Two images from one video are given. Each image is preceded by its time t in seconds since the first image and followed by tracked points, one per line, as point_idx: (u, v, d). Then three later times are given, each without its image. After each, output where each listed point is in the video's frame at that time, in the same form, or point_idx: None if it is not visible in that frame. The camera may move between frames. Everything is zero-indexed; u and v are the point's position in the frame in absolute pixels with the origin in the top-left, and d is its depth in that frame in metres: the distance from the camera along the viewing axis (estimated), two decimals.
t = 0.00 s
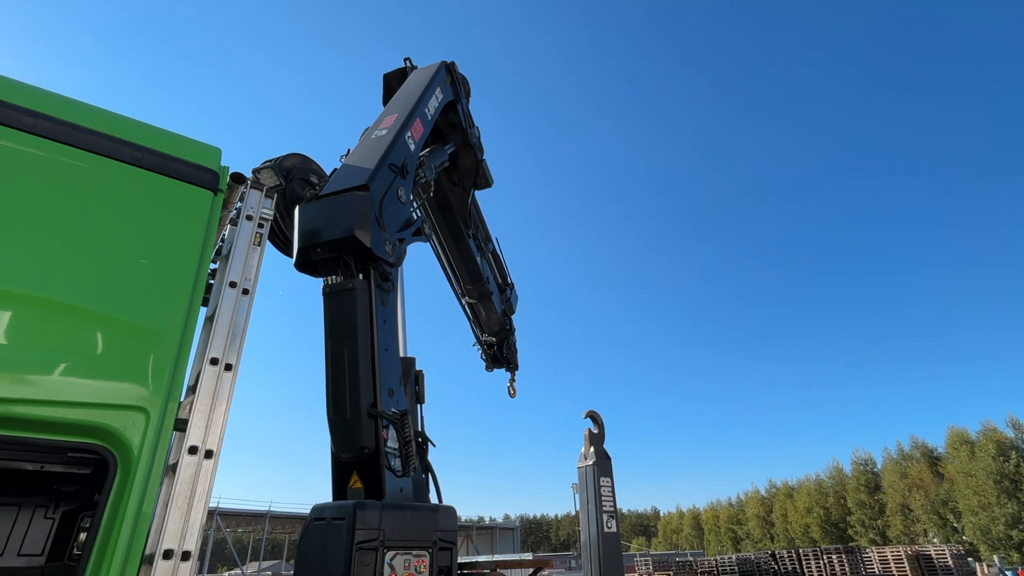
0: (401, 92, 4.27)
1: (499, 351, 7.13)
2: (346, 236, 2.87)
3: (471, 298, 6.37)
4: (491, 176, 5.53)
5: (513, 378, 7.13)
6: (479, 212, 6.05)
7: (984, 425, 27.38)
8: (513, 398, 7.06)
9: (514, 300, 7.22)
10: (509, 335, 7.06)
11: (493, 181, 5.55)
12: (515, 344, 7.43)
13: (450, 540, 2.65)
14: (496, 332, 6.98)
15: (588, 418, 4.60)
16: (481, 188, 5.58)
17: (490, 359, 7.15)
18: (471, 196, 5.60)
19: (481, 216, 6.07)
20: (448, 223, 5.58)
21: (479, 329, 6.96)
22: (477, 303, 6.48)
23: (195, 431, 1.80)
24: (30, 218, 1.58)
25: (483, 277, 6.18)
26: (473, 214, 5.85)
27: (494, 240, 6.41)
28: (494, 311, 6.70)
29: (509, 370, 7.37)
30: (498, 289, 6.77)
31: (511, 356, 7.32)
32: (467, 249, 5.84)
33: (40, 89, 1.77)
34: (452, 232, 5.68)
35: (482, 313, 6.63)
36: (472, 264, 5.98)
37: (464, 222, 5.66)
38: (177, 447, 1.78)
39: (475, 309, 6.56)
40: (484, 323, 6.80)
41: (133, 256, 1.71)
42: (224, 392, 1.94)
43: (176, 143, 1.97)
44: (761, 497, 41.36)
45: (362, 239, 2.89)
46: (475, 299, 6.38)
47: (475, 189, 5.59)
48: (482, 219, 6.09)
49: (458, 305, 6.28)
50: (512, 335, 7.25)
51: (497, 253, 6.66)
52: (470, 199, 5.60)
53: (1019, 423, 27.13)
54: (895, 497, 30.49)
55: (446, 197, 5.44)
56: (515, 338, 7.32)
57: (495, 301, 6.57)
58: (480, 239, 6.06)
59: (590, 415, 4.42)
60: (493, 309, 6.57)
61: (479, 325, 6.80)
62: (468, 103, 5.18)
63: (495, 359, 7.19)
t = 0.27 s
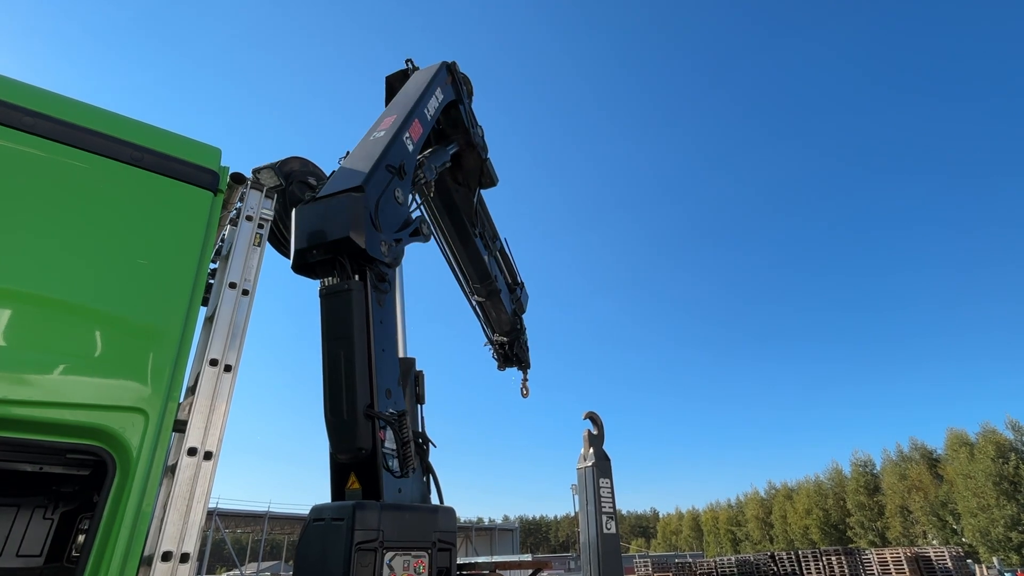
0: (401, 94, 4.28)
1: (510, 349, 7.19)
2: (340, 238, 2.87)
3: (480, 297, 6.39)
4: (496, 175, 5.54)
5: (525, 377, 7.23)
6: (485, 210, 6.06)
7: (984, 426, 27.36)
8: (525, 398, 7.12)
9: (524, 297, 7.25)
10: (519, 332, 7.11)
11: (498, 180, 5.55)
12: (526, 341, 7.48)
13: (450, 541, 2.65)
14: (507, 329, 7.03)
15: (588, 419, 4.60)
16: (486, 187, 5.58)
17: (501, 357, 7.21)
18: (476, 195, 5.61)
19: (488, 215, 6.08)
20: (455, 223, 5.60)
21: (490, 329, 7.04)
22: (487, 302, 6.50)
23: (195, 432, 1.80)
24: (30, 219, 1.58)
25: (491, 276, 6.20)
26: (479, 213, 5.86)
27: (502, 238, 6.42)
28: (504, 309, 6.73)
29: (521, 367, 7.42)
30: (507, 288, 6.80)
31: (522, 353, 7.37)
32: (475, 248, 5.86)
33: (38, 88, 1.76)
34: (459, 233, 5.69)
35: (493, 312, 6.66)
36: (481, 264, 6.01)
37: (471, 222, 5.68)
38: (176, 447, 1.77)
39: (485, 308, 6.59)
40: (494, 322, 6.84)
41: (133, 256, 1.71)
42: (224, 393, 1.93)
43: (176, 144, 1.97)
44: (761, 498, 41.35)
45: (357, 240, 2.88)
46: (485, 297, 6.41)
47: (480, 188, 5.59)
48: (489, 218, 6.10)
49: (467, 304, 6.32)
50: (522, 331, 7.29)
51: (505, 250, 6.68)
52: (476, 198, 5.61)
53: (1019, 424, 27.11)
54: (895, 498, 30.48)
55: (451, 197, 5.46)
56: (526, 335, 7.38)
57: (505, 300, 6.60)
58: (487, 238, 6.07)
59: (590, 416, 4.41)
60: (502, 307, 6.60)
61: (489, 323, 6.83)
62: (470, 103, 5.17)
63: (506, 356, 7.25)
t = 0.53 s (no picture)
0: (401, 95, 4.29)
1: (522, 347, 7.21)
2: (333, 240, 2.87)
3: (491, 296, 6.40)
4: (501, 172, 5.54)
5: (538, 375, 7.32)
6: (492, 209, 6.07)
7: (983, 428, 27.37)
8: (541, 395, 7.17)
9: (534, 295, 7.25)
10: (531, 330, 7.13)
11: (503, 178, 5.56)
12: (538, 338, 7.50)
13: (449, 542, 2.65)
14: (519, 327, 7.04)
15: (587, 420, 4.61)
16: (492, 185, 5.59)
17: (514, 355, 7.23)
18: (482, 194, 5.62)
19: (494, 213, 6.09)
20: (463, 223, 5.61)
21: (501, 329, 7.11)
22: (497, 301, 6.52)
23: (194, 432, 1.80)
24: (31, 220, 1.58)
25: (500, 274, 6.20)
26: (486, 212, 5.87)
27: (510, 236, 6.42)
28: (515, 306, 6.75)
29: (533, 364, 7.44)
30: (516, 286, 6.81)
31: (534, 350, 7.39)
32: (483, 247, 5.87)
33: (38, 89, 1.77)
34: (467, 232, 5.70)
35: (504, 310, 6.68)
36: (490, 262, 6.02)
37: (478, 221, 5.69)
38: (175, 448, 1.77)
39: (496, 307, 6.60)
40: (506, 320, 6.85)
41: (133, 257, 1.71)
42: (223, 394, 1.93)
43: (177, 145, 1.98)
44: (760, 500, 41.37)
45: (351, 241, 2.88)
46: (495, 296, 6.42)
47: (486, 187, 5.61)
48: (495, 216, 6.11)
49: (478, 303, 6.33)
50: (534, 328, 7.32)
51: (513, 248, 6.70)
52: (482, 197, 5.62)
53: (1018, 426, 27.12)
54: (893, 500, 30.50)
55: (457, 197, 5.47)
56: (538, 333, 7.41)
57: (514, 299, 6.63)
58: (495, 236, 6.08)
59: (589, 417, 4.40)
60: (513, 305, 6.61)
61: (501, 322, 6.85)
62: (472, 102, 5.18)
63: (518, 354, 7.27)
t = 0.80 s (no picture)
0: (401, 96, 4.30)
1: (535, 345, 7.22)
2: (328, 242, 2.87)
3: (501, 295, 6.42)
4: (505, 171, 5.54)
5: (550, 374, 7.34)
6: (499, 207, 6.08)
7: (981, 430, 27.40)
8: (554, 392, 7.21)
9: (545, 292, 7.25)
10: (543, 328, 7.14)
11: (508, 176, 5.56)
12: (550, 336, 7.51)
13: (448, 543, 2.65)
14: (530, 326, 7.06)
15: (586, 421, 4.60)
16: (497, 183, 5.59)
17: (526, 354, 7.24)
18: (487, 193, 5.63)
19: (501, 212, 6.09)
20: (470, 222, 5.63)
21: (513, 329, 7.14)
22: (507, 299, 6.54)
23: (193, 434, 1.80)
24: (30, 220, 1.58)
25: (509, 273, 6.21)
26: (492, 210, 5.89)
27: (517, 234, 6.43)
28: (526, 305, 6.76)
29: (546, 363, 7.45)
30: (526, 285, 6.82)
31: (547, 348, 7.40)
32: (491, 245, 5.88)
33: (37, 88, 1.76)
34: (474, 231, 5.72)
35: (515, 308, 6.69)
36: (498, 261, 6.03)
37: (484, 219, 5.70)
38: (174, 449, 1.77)
39: (506, 306, 6.62)
40: (517, 319, 6.87)
41: (132, 257, 1.70)
42: (223, 394, 1.93)
43: (178, 145, 1.98)
44: (758, 501, 41.37)
45: (345, 242, 2.88)
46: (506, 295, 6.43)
47: (490, 186, 5.61)
48: (502, 214, 6.11)
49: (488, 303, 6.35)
50: (546, 326, 7.33)
51: (522, 246, 6.70)
52: (487, 196, 5.63)
53: (1017, 428, 27.13)
54: (892, 502, 30.52)
55: (463, 197, 5.48)
56: (551, 331, 7.43)
57: (524, 298, 6.64)
58: (502, 234, 6.09)
59: (588, 419, 4.40)
60: (523, 304, 6.63)
61: (512, 321, 6.87)
62: (474, 101, 5.18)
63: (531, 352, 7.28)
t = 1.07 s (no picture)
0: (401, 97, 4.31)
1: (546, 344, 7.24)
2: (322, 244, 2.87)
3: (511, 294, 6.44)
4: (509, 169, 5.55)
5: (562, 371, 7.37)
6: (505, 205, 6.08)
7: (979, 432, 27.45)
8: (566, 390, 7.23)
9: (554, 290, 7.27)
10: (553, 326, 7.15)
11: (512, 173, 5.55)
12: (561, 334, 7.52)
13: (446, 545, 2.65)
14: (541, 324, 7.09)
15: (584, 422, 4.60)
16: (501, 181, 5.60)
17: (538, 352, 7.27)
18: (492, 191, 5.64)
19: (508, 210, 6.10)
20: (475, 221, 5.64)
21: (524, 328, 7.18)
22: (516, 298, 6.56)
23: (192, 434, 1.80)
24: (30, 221, 1.58)
25: (517, 271, 6.23)
26: (498, 209, 5.90)
27: (524, 231, 6.44)
28: (536, 303, 6.79)
29: (557, 361, 7.47)
30: (535, 283, 6.84)
31: (558, 346, 7.42)
32: (497, 244, 5.89)
33: (36, 89, 1.76)
34: (481, 231, 5.73)
35: (524, 307, 6.71)
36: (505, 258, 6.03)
37: (491, 219, 5.72)
38: (173, 449, 1.77)
39: (516, 304, 6.65)
40: (527, 317, 6.88)
41: (131, 257, 1.70)
42: (221, 395, 1.93)
43: (177, 145, 1.98)
44: (756, 502, 41.40)
45: (338, 243, 2.87)
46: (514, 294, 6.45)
47: (495, 185, 5.62)
48: (508, 212, 6.12)
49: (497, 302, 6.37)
50: (556, 324, 7.34)
51: (530, 244, 6.71)
52: (491, 194, 5.64)
53: (1014, 430, 27.18)
54: (890, 503, 30.56)
55: (468, 197, 5.49)
56: (562, 329, 7.45)
57: (534, 296, 6.67)
58: (509, 232, 6.10)
59: (586, 420, 4.40)
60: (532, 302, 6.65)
61: (522, 320, 6.90)
62: (476, 100, 5.18)
63: (542, 351, 7.31)
